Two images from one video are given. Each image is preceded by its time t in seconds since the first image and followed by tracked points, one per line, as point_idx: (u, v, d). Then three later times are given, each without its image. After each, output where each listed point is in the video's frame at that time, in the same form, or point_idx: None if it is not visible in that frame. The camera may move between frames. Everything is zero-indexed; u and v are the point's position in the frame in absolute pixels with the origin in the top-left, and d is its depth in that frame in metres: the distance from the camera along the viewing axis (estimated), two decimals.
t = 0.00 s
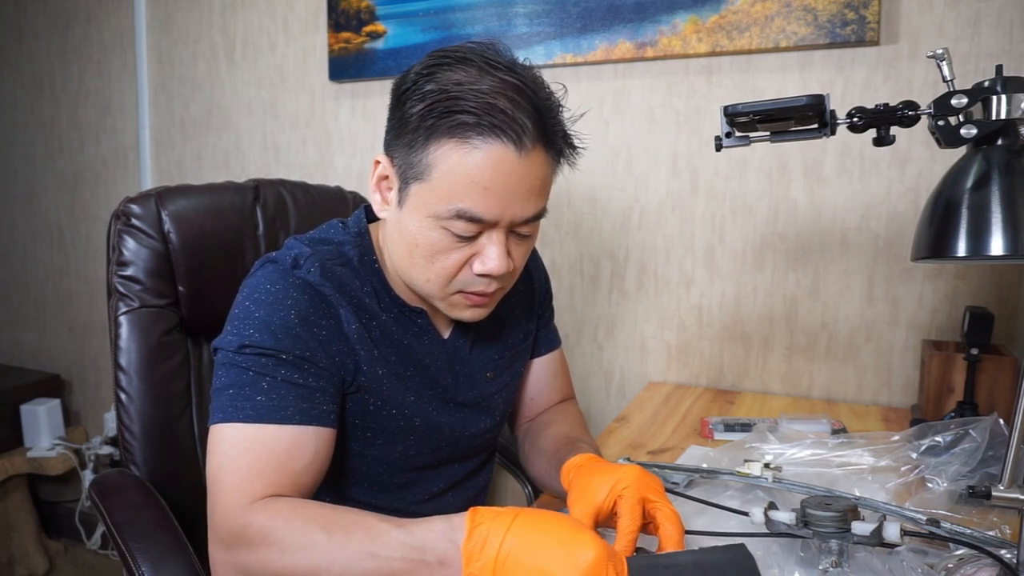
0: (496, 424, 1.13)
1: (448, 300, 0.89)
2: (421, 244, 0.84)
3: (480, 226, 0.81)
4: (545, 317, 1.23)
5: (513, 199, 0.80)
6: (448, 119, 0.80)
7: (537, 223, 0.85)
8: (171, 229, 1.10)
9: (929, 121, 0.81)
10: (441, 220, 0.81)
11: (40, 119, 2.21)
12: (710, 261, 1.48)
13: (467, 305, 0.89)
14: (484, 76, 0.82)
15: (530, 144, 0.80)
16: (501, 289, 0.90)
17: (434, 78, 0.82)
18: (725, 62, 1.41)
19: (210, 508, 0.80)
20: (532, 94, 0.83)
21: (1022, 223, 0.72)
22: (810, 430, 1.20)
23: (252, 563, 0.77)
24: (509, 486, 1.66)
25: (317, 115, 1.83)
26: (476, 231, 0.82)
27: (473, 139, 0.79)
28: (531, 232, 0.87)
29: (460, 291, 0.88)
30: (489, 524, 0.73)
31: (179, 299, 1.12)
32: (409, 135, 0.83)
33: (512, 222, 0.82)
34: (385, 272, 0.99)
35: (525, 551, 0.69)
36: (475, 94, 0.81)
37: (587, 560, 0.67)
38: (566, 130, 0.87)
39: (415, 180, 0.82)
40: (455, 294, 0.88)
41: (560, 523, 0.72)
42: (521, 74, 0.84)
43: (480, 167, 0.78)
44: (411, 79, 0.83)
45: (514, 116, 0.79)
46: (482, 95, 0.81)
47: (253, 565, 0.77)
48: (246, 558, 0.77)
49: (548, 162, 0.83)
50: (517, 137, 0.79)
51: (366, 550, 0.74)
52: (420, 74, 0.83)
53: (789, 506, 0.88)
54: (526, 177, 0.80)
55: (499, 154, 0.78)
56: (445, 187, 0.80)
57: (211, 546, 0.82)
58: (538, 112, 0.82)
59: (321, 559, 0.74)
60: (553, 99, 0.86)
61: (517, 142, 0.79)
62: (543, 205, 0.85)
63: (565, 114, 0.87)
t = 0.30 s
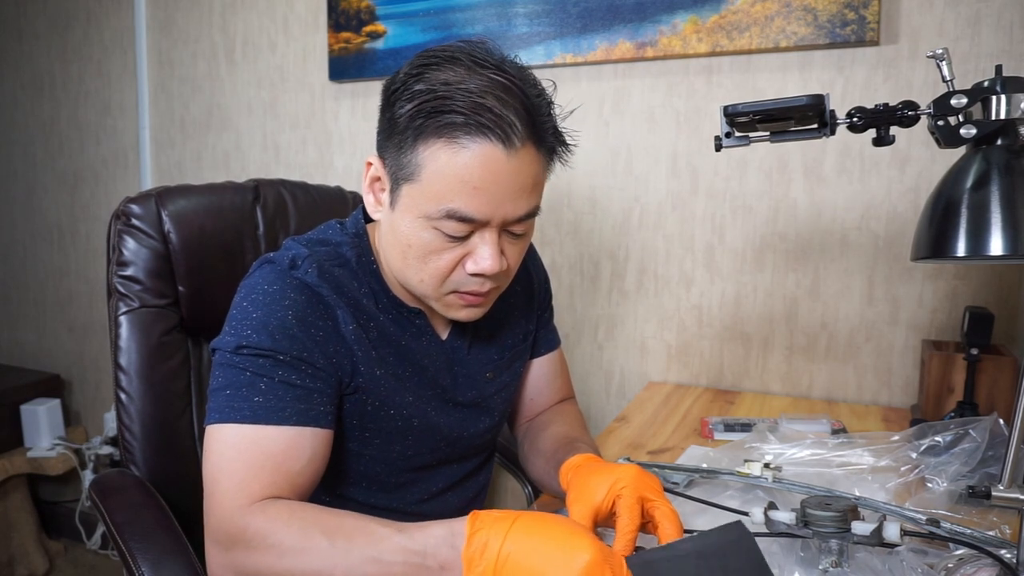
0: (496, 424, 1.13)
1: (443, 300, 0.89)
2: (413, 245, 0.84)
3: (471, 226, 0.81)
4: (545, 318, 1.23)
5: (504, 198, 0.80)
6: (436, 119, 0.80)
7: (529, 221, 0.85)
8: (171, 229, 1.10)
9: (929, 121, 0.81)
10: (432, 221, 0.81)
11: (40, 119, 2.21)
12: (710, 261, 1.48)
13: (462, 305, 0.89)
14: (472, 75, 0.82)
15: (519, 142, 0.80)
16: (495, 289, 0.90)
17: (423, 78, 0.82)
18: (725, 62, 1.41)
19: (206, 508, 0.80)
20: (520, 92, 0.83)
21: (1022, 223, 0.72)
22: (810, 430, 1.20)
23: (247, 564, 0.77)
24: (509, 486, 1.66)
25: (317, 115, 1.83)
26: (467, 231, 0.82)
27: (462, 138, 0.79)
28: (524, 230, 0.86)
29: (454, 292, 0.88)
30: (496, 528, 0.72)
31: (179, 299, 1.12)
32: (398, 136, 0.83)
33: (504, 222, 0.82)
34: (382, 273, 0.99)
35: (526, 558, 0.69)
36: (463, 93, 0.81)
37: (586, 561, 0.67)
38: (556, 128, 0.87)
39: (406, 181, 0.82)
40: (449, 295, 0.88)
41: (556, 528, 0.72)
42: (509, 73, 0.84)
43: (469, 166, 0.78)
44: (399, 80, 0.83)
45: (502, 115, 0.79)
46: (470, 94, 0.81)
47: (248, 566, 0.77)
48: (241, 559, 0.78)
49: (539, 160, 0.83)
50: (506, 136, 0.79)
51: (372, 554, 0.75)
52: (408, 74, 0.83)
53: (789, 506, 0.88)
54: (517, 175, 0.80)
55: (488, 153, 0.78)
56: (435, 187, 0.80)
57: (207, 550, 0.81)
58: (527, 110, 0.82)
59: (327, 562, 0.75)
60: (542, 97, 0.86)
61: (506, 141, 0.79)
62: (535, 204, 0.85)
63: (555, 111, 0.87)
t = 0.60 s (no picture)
0: (497, 425, 1.13)
1: (452, 306, 0.89)
2: (423, 251, 0.84)
3: (483, 233, 0.81)
4: (546, 318, 1.23)
5: (516, 204, 0.80)
6: (448, 124, 0.80)
7: (540, 228, 0.85)
8: (171, 229, 1.10)
9: (929, 121, 0.81)
10: (443, 227, 0.81)
11: (40, 119, 2.21)
12: (710, 261, 1.48)
13: (471, 311, 0.90)
14: (484, 80, 0.82)
15: (532, 149, 0.80)
16: (504, 295, 0.91)
17: (434, 83, 0.82)
18: (725, 62, 1.41)
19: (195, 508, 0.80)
20: (532, 97, 0.83)
21: (1022, 222, 0.72)
22: (811, 430, 1.20)
23: (231, 566, 0.78)
24: (509, 486, 1.66)
25: (317, 115, 1.84)
26: (478, 238, 0.82)
27: (475, 144, 0.78)
28: (534, 237, 0.87)
29: (463, 298, 0.88)
30: (467, 531, 0.69)
31: (179, 299, 1.12)
32: (409, 141, 0.83)
33: (515, 228, 0.82)
34: (386, 276, 0.99)
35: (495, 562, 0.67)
36: (476, 98, 0.81)
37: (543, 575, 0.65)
38: (567, 134, 0.87)
39: (416, 187, 0.82)
40: (458, 301, 0.88)
41: (530, 526, 0.69)
42: (521, 77, 0.84)
43: (482, 173, 0.78)
44: (410, 84, 0.83)
45: (515, 120, 0.79)
46: (482, 99, 0.81)
47: (232, 567, 0.78)
48: (226, 561, 0.78)
49: (551, 166, 0.83)
50: (519, 142, 0.79)
51: (357, 557, 0.74)
52: (419, 79, 0.83)
53: (789, 506, 0.88)
54: (529, 182, 0.80)
55: (501, 159, 0.78)
56: (446, 193, 0.79)
57: (195, 549, 0.83)
58: (539, 116, 0.82)
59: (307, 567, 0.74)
60: (553, 102, 0.86)
61: (519, 147, 0.79)
62: (546, 210, 0.85)
63: (566, 117, 0.87)
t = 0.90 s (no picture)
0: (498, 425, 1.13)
1: (453, 311, 0.89)
2: (424, 256, 0.84)
3: (484, 238, 0.81)
4: (547, 319, 1.23)
5: (518, 210, 0.80)
6: (450, 130, 0.80)
7: (542, 233, 0.85)
8: (171, 229, 1.10)
9: (929, 121, 0.81)
10: (445, 232, 0.81)
11: (40, 119, 2.21)
12: (710, 261, 1.48)
13: (472, 315, 0.90)
14: (487, 84, 0.82)
15: (534, 154, 0.80)
16: (506, 300, 0.91)
17: (436, 87, 0.82)
18: (725, 62, 1.41)
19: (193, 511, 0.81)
20: (535, 102, 0.83)
21: (1022, 222, 0.72)
22: (811, 430, 1.20)
23: (229, 570, 0.78)
24: (509, 486, 1.66)
25: (317, 114, 1.84)
26: (480, 243, 0.82)
27: (477, 149, 0.78)
28: (537, 241, 0.86)
29: (465, 302, 0.88)
30: (470, 538, 0.69)
31: (179, 299, 1.12)
32: (411, 145, 0.83)
33: (517, 233, 0.82)
34: (388, 279, 0.99)
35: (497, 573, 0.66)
36: (478, 103, 0.80)
37: None
38: (570, 138, 0.87)
39: (418, 191, 0.82)
40: (460, 305, 0.88)
41: (533, 535, 0.69)
42: (523, 83, 0.84)
43: (484, 178, 0.78)
44: (412, 88, 0.83)
45: (517, 126, 0.79)
46: (484, 104, 0.81)
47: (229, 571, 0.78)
48: (223, 564, 0.78)
49: (553, 171, 0.83)
50: (521, 148, 0.79)
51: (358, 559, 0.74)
52: (421, 83, 0.83)
53: (789, 506, 0.88)
54: (531, 187, 0.80)
55: (503, 165, 0.78)
56: (448, 199, 0.79)
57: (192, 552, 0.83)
58: (542, 122, 0.82)
59: (306, 569, 0.75)
60: (556, 107, 0.86)
61: (522, 153, 0.79)
62: (549, 215, 0.85)
63: (568, 121, 0.87)
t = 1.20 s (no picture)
0: (495, 424, 1.12)
1: (440, 310, 0.89)
2: (407, 256, 0.84)
3: (464, 238, 0.81)
4: (546, 319, 1.23)
5: (497, 209, 0.80)
6: (426, 131, 0.80)
7: (525, 229, 0.85)
8: (171, 229, 1.10)
9: (929, 121, 0.81)
10: (425, 233, 0.81)
11: (40, 119, 2.21)
12: (710, 261, 1.48)
13: (459, 314, 0.90)
14: (462, 83, 0.82)
15: (511, 152, 0.79)
16: (493, 297, 0.90)
17: (411, 88, 0.82)
18: (725, 62, 1.41)
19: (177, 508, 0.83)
20: (511, 99, 0.82)
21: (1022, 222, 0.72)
22: (811, 430, 1.20)
23: (208, 566, 0.80)
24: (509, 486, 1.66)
25: (317, 114, 1.84)
26: (461, 243, 0.82)
27: (452, 150, 0.78)
28: (521, 238, 0.86)
29: (450, 301, 0.88)
30: (432, 514, 0.70)
31: (179, 299, 1.12)
32: (389, 147, 0.83)
33: (498, 232, 0.82)
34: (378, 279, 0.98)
35: (451, 544, 0.67)
36: (453, 103, 0.80)
37: (485, 547, 0.65)
38: (551, 133, 0.86)
39: (397, 193, 0.82)
40: (446, 304, 0.88)
41: (483, 503, 0.70)
42: (499, 80, 0.84)
43: (461, 179, 0.78)
44: (389, 90, 0.83)
45: (492, 124, 0.79)
46: (458, 103, 0.81)
47: (208, 568, 0.80)
48: (202, 563, 0.81)
49: (532, 168, 0.82)
50: (496, 146, 0.78)
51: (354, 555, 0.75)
52: (397, 84, 0.83)
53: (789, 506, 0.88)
54: (509, 185, 0.79)
55: (479, 165, 0.78)
56: (426, 200, 0.79)
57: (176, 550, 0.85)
58: (518, 118, 0.82)
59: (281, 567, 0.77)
60: (534, 102, 0.85)
61: (497, 150, 0.78)
62: (531, 211, 0.84)
63: (548, 116, 0.86)
